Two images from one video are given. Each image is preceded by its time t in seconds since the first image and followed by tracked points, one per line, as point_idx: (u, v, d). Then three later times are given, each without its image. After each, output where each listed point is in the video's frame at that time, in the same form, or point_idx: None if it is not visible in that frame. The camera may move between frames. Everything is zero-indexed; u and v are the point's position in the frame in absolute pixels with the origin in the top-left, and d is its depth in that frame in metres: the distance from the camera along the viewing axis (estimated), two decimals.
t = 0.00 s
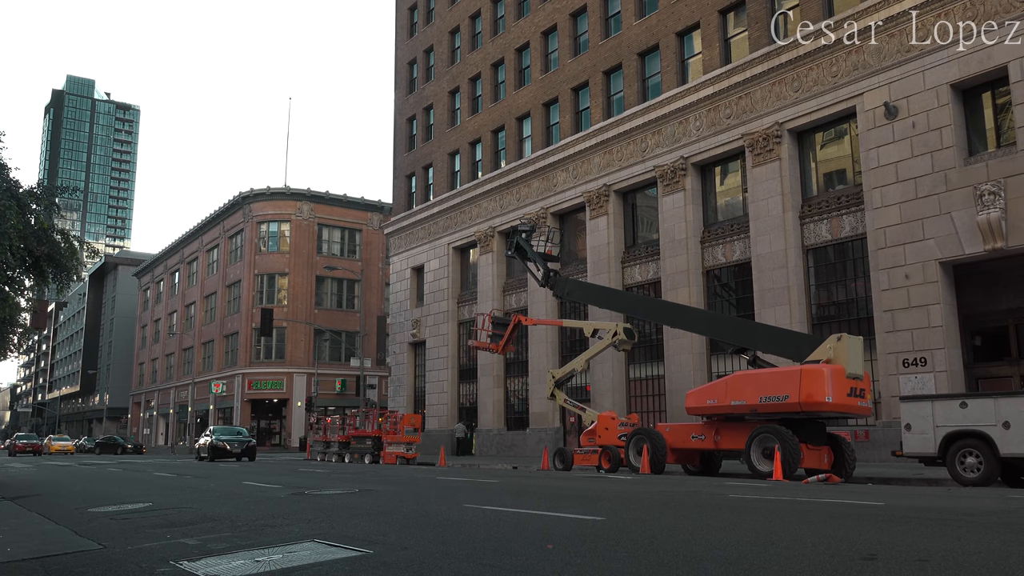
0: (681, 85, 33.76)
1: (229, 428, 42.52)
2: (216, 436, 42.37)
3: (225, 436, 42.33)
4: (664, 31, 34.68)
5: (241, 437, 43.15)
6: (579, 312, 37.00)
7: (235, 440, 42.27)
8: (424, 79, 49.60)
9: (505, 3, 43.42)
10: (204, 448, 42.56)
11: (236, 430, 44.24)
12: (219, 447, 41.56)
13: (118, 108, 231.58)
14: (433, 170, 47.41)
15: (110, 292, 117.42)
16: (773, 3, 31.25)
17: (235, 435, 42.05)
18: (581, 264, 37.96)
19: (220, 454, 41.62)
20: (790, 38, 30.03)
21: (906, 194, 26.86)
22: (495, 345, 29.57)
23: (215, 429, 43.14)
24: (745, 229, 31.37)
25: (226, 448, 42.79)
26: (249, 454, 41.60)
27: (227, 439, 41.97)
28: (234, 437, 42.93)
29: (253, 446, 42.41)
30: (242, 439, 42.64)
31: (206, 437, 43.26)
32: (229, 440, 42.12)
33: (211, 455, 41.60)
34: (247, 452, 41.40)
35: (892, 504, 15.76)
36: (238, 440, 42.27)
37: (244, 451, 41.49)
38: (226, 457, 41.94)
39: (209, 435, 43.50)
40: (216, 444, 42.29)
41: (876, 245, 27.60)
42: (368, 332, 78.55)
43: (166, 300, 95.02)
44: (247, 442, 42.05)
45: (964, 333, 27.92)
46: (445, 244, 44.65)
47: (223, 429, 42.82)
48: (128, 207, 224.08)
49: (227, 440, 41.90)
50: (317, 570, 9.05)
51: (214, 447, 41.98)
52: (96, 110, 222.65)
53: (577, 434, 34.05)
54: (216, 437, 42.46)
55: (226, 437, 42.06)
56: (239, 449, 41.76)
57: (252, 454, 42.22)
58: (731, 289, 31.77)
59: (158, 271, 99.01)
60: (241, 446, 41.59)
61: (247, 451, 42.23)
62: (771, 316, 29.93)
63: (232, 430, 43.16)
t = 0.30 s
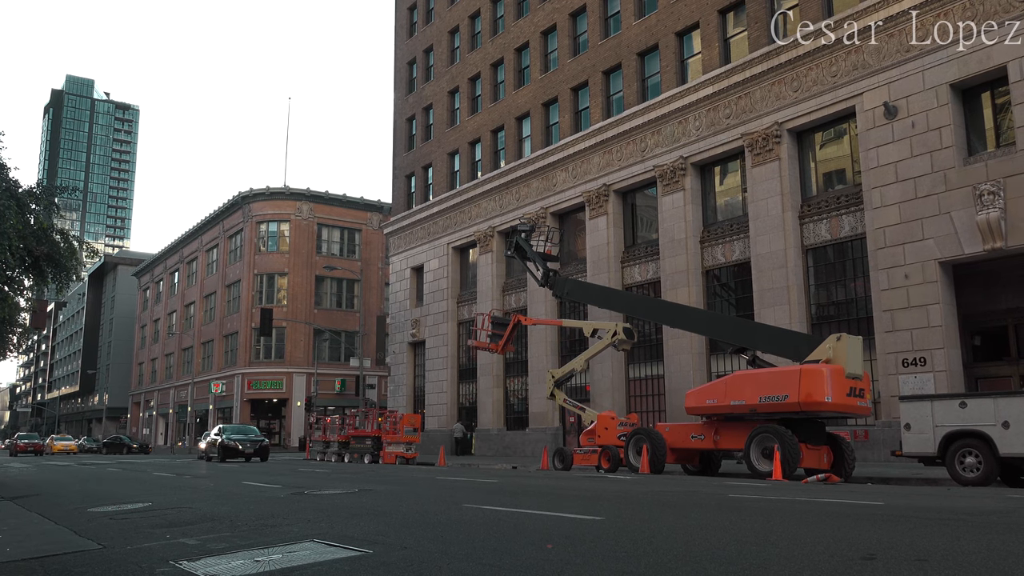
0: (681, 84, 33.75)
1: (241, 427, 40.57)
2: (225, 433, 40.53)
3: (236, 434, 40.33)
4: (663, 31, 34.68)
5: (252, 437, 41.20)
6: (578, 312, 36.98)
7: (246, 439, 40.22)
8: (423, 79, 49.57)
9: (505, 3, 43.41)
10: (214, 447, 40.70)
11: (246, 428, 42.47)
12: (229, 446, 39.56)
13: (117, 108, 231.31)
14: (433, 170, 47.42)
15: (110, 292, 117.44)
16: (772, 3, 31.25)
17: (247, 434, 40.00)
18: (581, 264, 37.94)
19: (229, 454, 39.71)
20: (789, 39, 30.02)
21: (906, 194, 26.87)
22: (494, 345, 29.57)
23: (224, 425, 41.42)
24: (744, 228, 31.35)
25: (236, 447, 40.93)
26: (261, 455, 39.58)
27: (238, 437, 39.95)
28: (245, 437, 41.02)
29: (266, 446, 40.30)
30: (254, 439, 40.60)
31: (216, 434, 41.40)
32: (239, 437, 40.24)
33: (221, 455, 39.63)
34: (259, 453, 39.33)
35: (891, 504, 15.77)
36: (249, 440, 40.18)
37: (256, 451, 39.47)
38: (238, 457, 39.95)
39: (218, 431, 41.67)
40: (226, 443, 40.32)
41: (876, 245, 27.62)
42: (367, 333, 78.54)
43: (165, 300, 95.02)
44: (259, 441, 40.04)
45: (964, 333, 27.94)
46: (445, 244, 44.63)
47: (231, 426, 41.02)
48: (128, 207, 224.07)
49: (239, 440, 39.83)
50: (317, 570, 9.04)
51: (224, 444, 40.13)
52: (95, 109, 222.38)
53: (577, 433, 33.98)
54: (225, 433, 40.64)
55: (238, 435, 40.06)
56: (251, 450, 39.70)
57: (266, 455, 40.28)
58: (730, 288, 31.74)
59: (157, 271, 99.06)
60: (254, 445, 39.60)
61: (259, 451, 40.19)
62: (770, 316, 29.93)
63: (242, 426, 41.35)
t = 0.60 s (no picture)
0: (680, 84, 33.73)
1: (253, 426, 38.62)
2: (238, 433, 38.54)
3: (250, 433, 38.29)
4: (663, 31, 34.68)
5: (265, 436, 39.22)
6: (578, 312, 36.98)
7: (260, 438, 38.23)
8: (422, 79, 49.57)
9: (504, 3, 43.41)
10: (226, 445, 38.79)
11: (259, 426, 40.52)
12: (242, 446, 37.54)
13: (116, 107, 231.09)
14: (432, 170, 47.42)
15: (109, 292, 117.50)
16: (772, 3, 31.25)
17: (261, 433, 38.00)
18: (580, 264, 37.92)
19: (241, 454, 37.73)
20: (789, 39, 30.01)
21: (905, 194, 26.88)
22: (494, 345, 29.56)
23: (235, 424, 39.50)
24: (744, 228, 31.31)
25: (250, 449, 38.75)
26: (277, 455, 37.60)
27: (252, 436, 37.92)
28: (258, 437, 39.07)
29: (281, 445, 38.33)
30: (268, 438, 38.64)
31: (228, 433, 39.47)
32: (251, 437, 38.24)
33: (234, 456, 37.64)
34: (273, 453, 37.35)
35: (891, 504, 15.75)
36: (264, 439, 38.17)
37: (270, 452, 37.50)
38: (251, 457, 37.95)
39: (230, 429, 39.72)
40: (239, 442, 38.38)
41: (875, 244, 27.64)
42: (367, 333, 78.56)
43: (164, 300, 95.04)
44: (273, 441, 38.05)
45: (963, 333, 27.94)
46: (445, 244, 44.62)
47: (243, 425, 39.06)
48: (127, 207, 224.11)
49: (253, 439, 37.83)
50: (317, 570, 9.03)
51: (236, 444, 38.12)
52: (95, 109, 222.31)
53: (577, 433, 33.92)
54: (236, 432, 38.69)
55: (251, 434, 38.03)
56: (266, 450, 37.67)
57: (280, 455, 38.39)
58: (729, 288, 31.73)
59: (157, 271, 99.16)
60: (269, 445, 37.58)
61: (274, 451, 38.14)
62: (769, 316, 29.93)
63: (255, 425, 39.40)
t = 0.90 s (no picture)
0: (680, 84, 33.71)
1: (270, 426, 36.82)
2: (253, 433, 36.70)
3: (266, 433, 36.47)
4: (662, 31, 34.68)
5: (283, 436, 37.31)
6: (578, 312, 36.94)
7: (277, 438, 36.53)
8: (422, 79, 49.56)
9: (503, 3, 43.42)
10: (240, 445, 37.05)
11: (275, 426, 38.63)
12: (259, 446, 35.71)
13: (116, 107, 230.87)
14: (432, 170, 47.42)
15: (108, 292, 117.49)
16: (771, 3, 31.26)
17: (278, 434, 36.30)
18: (580, 263, 37.91)
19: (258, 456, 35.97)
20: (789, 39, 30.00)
21: (905, 194, 26.90)
22: (493, 345, 29.55)
23: (250, 423, 37.61)
24: (744, 228, 31.26)
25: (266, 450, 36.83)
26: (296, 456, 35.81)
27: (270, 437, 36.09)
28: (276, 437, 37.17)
29: (300, 446, 36.50)
30: (286, 439, 36.83)
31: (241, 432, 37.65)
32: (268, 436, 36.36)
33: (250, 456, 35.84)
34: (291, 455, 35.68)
35: (891, 504, 15.74)
36: (282, 440, 36.30)
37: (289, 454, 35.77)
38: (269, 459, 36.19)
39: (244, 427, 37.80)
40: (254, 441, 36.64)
41: (875, 244, 27.65)
42: (366, 332, 78.48)
43: (163, 300, 95.06)
44: (292, 441, 36.36)
45: (963, 332, 27.95)
46: (444, 244, 44.60)
47: (260, 423, 37.08)
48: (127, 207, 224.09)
49: (270, 439, 36.08)
50: (317, 570, 9.03)
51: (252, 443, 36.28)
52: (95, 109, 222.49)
53: (577, 432, 33.91)
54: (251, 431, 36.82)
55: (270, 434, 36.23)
56: (285, 452, 35.92)
57: (300, 457, 36.78)
58: (729, 288, 31.68)
59: (156, 270, 99.22)
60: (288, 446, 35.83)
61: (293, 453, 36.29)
62: (769, 316, 29.92)
63: (271, 424, 37.55)
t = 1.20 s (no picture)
0: (680, 83, 33.67)
1: (290, 425, 34.89)
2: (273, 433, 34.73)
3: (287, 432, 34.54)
4: (662, 31, 34.67)
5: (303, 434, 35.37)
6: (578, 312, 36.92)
7: (298, 438, 34.60)
8: (422, 79, 49.57)
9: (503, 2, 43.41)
10: (257, 445, 35.10)
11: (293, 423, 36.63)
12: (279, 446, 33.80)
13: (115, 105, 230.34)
14: (431, 169, 47.43)
15: (106, 292, 117.55)
16: (771, 4, 31.26)
17: (300, 433, 34.40)
18: (580, 263, 37.91)
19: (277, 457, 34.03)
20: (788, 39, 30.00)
21: (904, 194, 26.91)
22: (492, 345, 29.53)
23: (269, 421, 35.62)
24: (743, 229, 31.19)
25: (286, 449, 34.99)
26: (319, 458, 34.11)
27: (291, 436, 34.14)
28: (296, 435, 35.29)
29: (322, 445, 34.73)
30: (307, 438, 34.93)
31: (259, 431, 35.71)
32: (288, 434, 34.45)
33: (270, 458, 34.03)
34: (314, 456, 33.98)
35: (892, 504, 15.71)
36: (303, 439, 34.44)
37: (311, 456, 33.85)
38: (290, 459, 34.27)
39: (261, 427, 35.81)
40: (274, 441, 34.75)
41: (874, 244, 27.66)
42: (367, 331, 78.47)
43: (162, 300, 95.10)
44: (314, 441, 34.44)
45: (962, 332, 27.95)
46: (444, 244, 44.60)
47: (277, 421, 35.09)
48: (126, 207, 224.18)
49: (291, 439, 34.15)
50: (315, 569, 9.04)
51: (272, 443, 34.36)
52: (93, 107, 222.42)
53: (577, 432, 33.89)
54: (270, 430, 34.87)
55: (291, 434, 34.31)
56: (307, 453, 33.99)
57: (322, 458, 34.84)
58: (729, 288, 31.61)
59: (155, 270, 99.28)
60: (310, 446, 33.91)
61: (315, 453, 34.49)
62: (769, 316, 29.88)
63: (291, 422, 35.59)
